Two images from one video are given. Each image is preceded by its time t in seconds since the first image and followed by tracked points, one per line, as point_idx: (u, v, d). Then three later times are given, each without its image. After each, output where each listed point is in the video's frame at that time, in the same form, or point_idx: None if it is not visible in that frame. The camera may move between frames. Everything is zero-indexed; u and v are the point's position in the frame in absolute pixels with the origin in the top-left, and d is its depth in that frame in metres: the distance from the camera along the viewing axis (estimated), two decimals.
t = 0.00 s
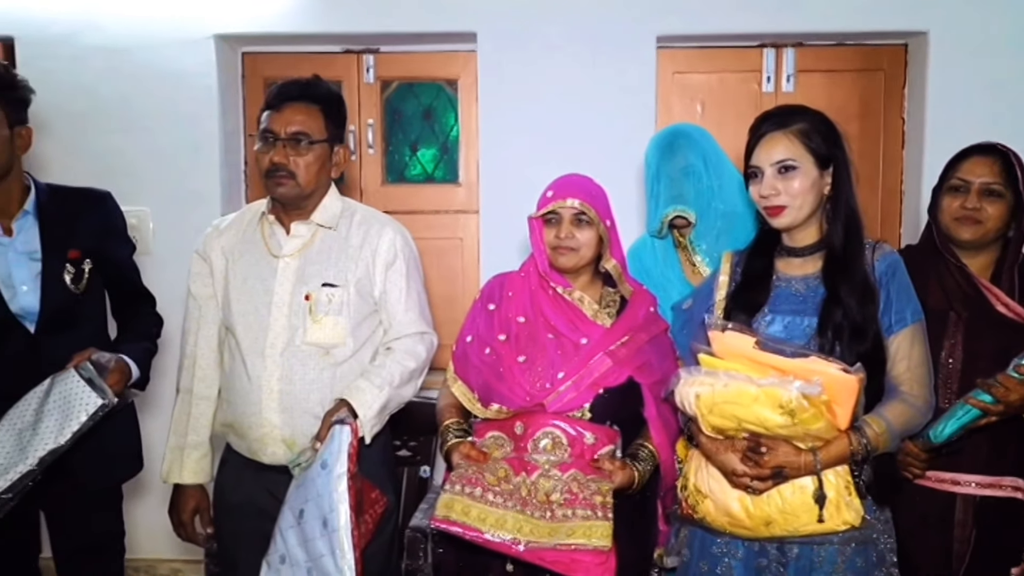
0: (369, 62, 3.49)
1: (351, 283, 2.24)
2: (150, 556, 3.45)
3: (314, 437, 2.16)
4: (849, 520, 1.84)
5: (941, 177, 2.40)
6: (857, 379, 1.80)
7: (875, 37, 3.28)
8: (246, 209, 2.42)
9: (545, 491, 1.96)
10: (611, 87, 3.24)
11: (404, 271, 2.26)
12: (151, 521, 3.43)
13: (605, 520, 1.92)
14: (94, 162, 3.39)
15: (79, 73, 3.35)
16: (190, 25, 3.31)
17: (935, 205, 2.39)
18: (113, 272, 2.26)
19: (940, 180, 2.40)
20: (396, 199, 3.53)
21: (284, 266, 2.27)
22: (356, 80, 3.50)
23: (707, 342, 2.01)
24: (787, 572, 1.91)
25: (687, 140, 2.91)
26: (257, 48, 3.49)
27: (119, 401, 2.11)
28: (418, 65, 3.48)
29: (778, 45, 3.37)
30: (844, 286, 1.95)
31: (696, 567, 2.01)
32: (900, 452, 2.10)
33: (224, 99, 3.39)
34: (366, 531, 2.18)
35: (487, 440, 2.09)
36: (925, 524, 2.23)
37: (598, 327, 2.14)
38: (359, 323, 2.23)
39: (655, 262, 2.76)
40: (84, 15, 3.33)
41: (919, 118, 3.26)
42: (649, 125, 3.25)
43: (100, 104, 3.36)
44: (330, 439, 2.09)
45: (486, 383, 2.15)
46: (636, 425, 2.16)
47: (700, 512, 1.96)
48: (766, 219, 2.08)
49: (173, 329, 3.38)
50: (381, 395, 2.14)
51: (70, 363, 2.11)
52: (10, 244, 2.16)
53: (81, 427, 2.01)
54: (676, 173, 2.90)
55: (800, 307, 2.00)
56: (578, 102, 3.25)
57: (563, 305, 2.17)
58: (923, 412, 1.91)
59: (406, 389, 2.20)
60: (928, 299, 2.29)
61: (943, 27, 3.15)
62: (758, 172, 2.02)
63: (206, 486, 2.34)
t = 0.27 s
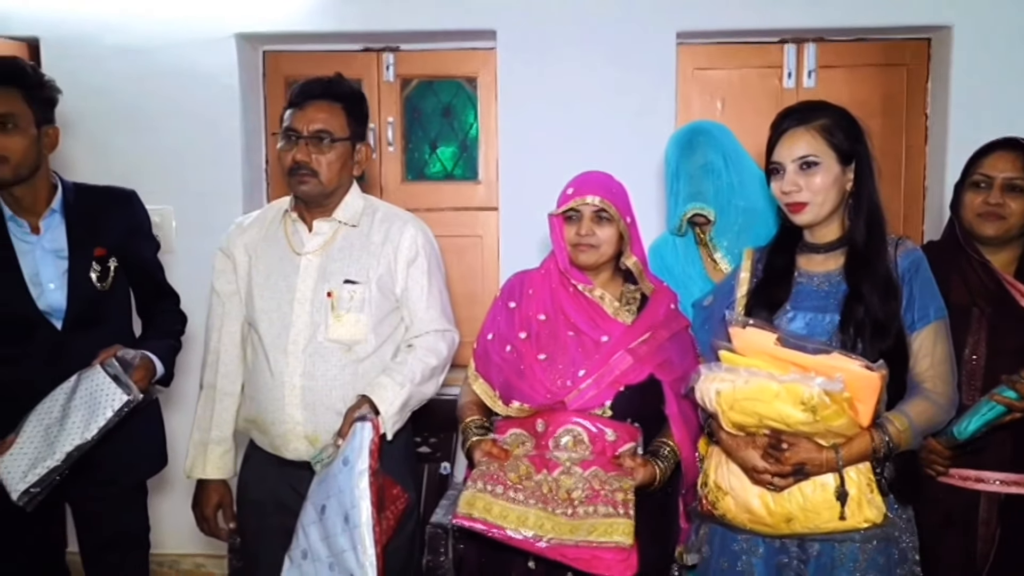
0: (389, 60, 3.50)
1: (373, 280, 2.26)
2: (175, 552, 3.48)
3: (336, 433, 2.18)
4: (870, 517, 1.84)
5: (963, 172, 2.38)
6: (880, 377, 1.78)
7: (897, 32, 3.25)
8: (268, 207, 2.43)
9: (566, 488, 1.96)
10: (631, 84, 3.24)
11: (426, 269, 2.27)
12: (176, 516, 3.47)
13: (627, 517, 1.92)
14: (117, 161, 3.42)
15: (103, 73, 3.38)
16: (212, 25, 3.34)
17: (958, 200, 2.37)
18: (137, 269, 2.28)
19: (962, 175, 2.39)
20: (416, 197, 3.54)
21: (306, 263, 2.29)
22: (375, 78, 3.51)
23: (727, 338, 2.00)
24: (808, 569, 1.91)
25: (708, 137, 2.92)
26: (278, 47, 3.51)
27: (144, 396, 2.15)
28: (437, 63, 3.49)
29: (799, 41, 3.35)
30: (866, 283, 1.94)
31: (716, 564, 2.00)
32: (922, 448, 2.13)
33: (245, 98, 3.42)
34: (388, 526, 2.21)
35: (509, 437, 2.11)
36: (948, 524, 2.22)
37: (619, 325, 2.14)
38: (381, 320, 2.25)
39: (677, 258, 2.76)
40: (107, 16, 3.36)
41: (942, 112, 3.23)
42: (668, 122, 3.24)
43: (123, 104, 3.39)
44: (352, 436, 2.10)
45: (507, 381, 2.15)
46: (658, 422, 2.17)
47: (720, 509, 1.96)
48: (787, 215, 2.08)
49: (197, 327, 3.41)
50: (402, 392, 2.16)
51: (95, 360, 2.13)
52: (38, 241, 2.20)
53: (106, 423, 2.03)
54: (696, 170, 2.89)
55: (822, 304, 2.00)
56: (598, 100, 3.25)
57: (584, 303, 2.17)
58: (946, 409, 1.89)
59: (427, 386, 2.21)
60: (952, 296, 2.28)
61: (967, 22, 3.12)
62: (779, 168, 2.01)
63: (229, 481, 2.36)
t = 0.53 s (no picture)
0: (414, 59, 3.51)
1: (401, 278, 2.27)
2: (206, 548, 3.52)
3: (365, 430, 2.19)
4: (898, 515, 1.83)
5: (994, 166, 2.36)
6: (908, 373, 1.77)
7: (925, 25, 3.22)
8: (297, 206, 2.45)
9: (596, 487, 1.96)
10: (656, 81, 3.23)
11: (453, 267, 2.28)
12: (208, 512, 3.51)
13: (657, 515, 1.92)
14: (147, 162, 3.46)
15: (132, 76, 3.42)
16: (239, 26, 3.37)
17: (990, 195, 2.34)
18: (169, 269, 2.31)
19: (993, 169, 2.36)
20: (442, 195, 3.56)
21: (335, 262, 2.30)
22: (401, 77, 3.53)
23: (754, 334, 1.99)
24: (835, 567, 1.89)
25: (735, 134, 2.90)
26: (304, 48, 3.54)
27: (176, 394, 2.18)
28: (462, 61, 3.50)
29: (826, 35, 3.33)
30: (895, 279, 1.93)
31: (743, 561, 1.99)
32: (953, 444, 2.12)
33: (272, 98, 3.44)
34: (416, 523, 2.20)
35: (537, 435, 2.10)
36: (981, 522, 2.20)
37: (647, 322, 2.14)
38: (409, 318, 2.26)
39: (705, 255, 2.77)
40: (136, 19, 3.40)
41: (972, 105, 3.20)
42: (694, 118, 3.23)
43: (153, 105, 3.43)
44: (382, 433, 2.11)
45: (535, 379, 2.16)
46: (685, 419, 2.18)
47: (746, 505, 1.95)
48: (815, 211, 2.06)
49: (227, 325, 3.45)
50: (431, 389, 2.17)
51: (129, 359, 2.16)
52: (73, 243, 2.23)
53: (140, 421, 2.06)
54: (723, 167, 2.86)
55: (849, 300, 1.98)
56: (623, 97, 3.24)
57: (612, 300, 2.17)
58: (976, 406, 1.87)
59: (455, 383, 2.22)
60: (983, 291, 2.26)
61: (997, 13, 3.09)
62: (807, 163, 2.00)
63: (259, 478, 2.38)
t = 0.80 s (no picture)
0: (433, 61, 3.52)
1: (422, 279, 2.28)
2: (230, 548, 3.55)
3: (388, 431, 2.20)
4: (918, 516, 1.82)
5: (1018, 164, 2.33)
6: (928, 373, 1.76)
7: (948, 22, 3.19)
8: (319, 208, 2.47)
9: (618, 487, 1.97)
10: (676, 81, 3.22)
11: (474, 268, 2.29)
12: (232, 512, 3.54)
13: (680, 515, 1.93)
14: (170, 166, 3.49)
15: (155, 80, 3.46)
16: (260, 29, 3.39)
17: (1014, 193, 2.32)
18: (193, 271, 2.34)
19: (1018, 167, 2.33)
20: (462, 196, 3.57)
21: (356, 263, 2.31)
22: (420, 79, 3.54)
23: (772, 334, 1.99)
24: (854, 569, 1.89)
25: (756, 134, 2.90)
26: (323, 51, 3.56)
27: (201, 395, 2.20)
28: (481, 63, 3.51)
29: (847, 34, 3.31)
30: (914, 279, 1.91)
31: (761, 562, 1.98)
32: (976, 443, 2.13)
33: (293, 100, 3.47)
34: (438, 523, 2.20)
35: (559, 436, 2.11)
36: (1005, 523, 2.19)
37: (668, 323, 2.14)
38: (430, 319, 2.27)
39: (727, 255, 2.77)
40: (159, 24, 3.43)
41: (996, 103, 3.17)
42: (715, 118, 3.22)
43: (175, 109, 3.46)
44: (403, 433, 2.12)
45: (556, 379, 2.16)
46: (707, 420, 2.17)
47: (765, 506, 1.94)
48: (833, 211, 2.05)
49: (250, 327, 3.47)
50: (452, 390, 2.18)
51: (154, 360, 2.19)
52: (98, 246, 2.26)
53: (165, 421, 2.08)
54: (744, 168, 2.87)
55: (868, 301, 1.97)
56: (643, 97, 3.24)
57: (634, 301, 2.17)
58: (997, 407, 1.85)
59: (477, 384, 2.23)
60: (1007, 291, 2.24)
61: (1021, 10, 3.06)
62: (826, 163, 1.99)
63: (282, 478, 2.40)
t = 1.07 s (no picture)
0: (460, 62, 3.54)
1: (451, 280, 2.29)
2: (260, 546, 3.59)
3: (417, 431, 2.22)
4: (938, 519, 1.79)
5: None
6: (948, 374, 1.75)
7: (980, 18, 3.15)
8: (348, 210, 2.49)
9: (647, 486, 1.96)
10: (703, 79, 3.21)
11: (502, 268, 2.30)
12: (263, 511, 3.58)
13: (710, 514, 1.92)
14: (201, 168, 3.54)
15: (187, 84, 3.50)
16: (290, 33, 3.43)
17: None
18: (225, 272, 2.37)
19: None
20: (489, 197, 3.58)
21: (385, 264, 2.33)
22: (447, 80, 3.55)
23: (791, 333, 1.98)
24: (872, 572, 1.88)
25: (789, 132, 2.86)
26: (352, 53, 3.59)
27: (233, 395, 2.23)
28: (508, 64, 3.52)
29: (877, 30, 3.28)
30: (936, 281, 1.89)
31: (780, 564, 1.99)
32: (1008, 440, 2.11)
33: (321, 103, 3.50)
34: (467, 523, 2.21)
35: (588, 435, 2.11)
36: None
37: (697, 322, 2.13)
38: (459, 320, 2.28)
39: (758, 254, 2.76)
40: (191, 28, 3.48)
41: None
42: (742, 116, 3.20)
43: (206, 113, 3.51)
44: (433, 433, 2.13)
45: (585, 378, 2.16)
46: (736, 420, 2.16)
47: (782, 508, 1.91)
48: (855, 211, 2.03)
49: (281, 328, 3.51)
50: (481, 390, 2.19)
51: (187, 361, 2.21)
52: (133, 247, 2.29)
53: (198, 422, 2.11)
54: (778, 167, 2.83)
55: (890, 302, 1.95)
56: (670, 97, 3.23)
57: (662, 301, 2.17)
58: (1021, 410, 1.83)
59: (505, 384, 2.24)
60: None
61: None
62: (849, 163, 1.97)
63: (314, 477, 2.42)
